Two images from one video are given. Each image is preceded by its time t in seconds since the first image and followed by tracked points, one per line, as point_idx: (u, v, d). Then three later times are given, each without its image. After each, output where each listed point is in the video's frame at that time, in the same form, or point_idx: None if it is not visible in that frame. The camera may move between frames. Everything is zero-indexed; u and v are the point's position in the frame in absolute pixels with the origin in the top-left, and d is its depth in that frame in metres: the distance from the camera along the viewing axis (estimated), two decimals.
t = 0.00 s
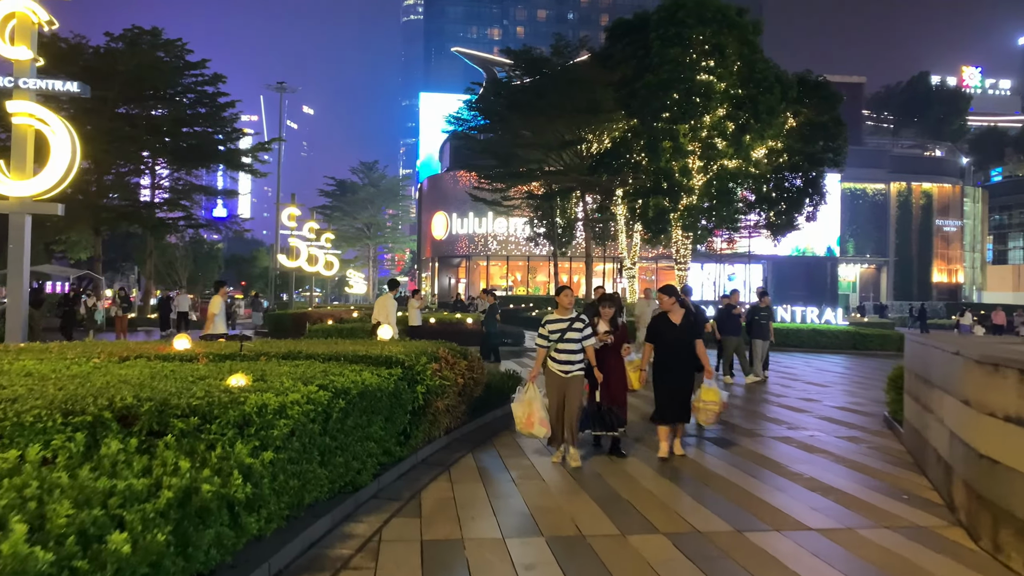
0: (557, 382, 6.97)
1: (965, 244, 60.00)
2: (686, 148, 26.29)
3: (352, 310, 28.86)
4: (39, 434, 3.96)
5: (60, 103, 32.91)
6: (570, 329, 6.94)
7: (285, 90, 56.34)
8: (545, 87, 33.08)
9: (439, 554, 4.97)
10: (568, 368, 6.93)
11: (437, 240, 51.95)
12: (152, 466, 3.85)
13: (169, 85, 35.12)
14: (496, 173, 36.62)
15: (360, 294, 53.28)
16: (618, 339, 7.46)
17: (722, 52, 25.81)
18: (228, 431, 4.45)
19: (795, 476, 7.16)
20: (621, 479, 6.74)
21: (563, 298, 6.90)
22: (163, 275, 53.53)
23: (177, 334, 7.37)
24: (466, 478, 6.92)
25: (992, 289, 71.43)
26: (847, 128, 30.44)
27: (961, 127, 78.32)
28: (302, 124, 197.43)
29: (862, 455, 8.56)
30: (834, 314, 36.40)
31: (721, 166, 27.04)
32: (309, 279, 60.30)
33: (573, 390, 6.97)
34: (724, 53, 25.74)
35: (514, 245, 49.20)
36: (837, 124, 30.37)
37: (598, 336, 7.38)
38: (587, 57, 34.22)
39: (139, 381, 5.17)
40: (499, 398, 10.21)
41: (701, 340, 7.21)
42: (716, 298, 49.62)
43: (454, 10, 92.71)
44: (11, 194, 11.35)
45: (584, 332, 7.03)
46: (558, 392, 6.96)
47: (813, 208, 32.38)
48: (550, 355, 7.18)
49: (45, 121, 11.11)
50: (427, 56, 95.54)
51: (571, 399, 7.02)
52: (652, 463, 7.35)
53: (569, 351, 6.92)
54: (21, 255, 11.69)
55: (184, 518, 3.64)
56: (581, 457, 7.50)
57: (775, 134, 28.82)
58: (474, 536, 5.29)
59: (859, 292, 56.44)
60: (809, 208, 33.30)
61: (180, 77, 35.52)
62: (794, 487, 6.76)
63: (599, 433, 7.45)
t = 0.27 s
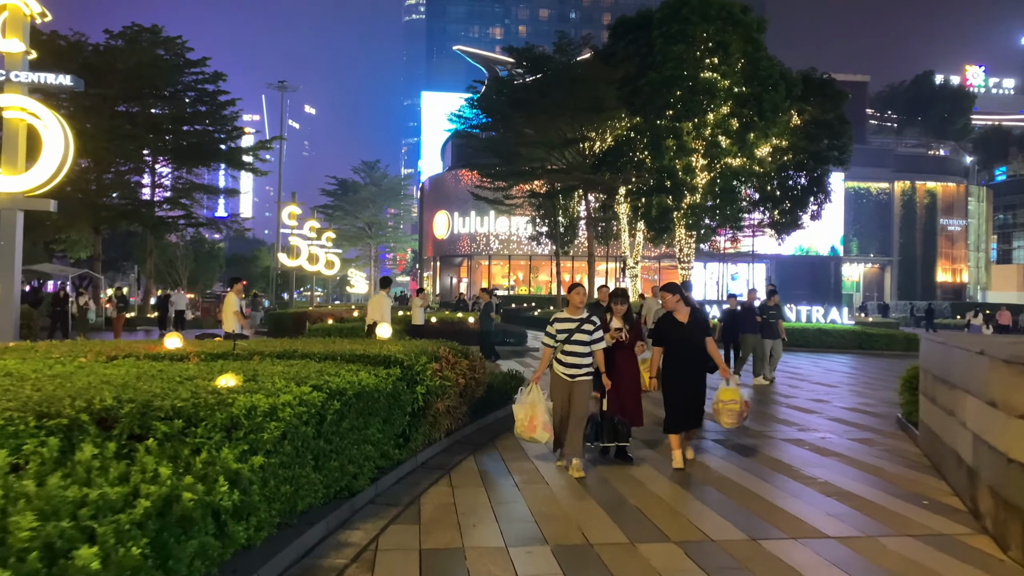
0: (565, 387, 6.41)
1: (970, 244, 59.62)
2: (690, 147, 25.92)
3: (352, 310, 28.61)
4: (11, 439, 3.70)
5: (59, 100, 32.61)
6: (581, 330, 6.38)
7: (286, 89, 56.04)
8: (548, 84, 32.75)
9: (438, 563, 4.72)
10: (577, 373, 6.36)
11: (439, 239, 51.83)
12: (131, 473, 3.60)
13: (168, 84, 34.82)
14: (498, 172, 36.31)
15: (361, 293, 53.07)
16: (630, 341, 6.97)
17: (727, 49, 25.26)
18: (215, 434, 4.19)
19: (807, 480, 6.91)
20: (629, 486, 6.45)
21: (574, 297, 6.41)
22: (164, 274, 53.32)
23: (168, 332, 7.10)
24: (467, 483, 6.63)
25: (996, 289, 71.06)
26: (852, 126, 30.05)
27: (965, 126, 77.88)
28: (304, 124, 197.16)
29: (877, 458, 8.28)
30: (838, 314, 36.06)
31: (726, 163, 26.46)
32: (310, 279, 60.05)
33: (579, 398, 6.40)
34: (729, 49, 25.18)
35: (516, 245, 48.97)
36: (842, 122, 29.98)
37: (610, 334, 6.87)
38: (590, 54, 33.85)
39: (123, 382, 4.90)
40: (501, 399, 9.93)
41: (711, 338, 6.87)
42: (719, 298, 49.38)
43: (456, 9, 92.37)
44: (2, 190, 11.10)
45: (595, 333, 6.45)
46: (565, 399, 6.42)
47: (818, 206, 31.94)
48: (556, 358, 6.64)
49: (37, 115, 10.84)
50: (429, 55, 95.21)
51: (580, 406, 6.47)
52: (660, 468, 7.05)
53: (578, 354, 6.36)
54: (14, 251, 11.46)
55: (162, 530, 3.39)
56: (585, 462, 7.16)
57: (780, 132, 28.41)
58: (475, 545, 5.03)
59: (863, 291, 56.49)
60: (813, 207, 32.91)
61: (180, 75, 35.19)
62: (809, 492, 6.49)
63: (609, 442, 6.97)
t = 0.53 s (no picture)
0: (573, 392, 6.07)
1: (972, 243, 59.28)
2: (692, 146, 25.53)
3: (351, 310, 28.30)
4: None
5: (57, 99, 32.29)
6: (593, 331, 6.06)
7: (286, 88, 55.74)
8: (549, 83, 32.41)
9: None
10: (587, 377, 6.02)
11: (438, 239, 51.38)
12: (105, 492, 3.31)
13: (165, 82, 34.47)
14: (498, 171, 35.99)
15: (361, 293, 52.81)
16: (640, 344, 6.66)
17: (729, 47, 24.87)
18: (200, 446, 3.89)
19: (824, 488, 6.61)
20: (640, 495, 6.17)
21: (587, 295, 6.10)
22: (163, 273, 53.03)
23: (158, 334, 6.80)
24: (469, 492, 6.35)
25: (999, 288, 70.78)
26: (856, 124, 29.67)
27: (967, 125, 77.54)
28: (304, 124, 197.03)
29: (894, 464, 7.98)
30: (841, 314, 35.75)
31: (728, 162, 26.07)
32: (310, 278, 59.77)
33: (591, 404, 6.06)
34: (731, 48, 24.77)
35: (516, 245, 48.71)
36: (846, 120, 29.59)
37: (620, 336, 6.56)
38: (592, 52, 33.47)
39: (103, 388, 4.60)
40: (503, 401, 9.64)
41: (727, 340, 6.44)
42: (720, 297, 49.13)
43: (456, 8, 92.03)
44: None
45: (609, 335, 6.13)
46: (573, 405, 6.08)
47: (822, 205, 31.55)
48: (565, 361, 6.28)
49: (26, 110, 10.56)
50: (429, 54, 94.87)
51: (588, 413, 6.12)
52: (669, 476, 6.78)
53: (589, 357, 6.03)
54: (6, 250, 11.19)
55: (138, 555, 3.11)
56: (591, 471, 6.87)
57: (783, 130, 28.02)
58: (477, 561, 4.76)
59: (865, 291, 56.32)
60: (817, 206, 32.56)
61: (179, 74, 34.88)
62: (827, 501, 6.20)
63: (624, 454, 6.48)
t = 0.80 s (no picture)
0: (584, 401, 5.74)
1: (971, 242, 59.02)
2: (692, 144, 25.20)
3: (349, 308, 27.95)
4: None
5: (51, 96, 32.00)
6: (606, 335, 5.74)
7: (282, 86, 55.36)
8: (548, 79, 32.11)
9: None
10: (599, 385, 5.70)
11: (436, 237, 50.74)
12: (80, 514, 3.00)
13: (161, 79, 34.15)
14: (496, 169, 35.68)
15: (358, 291, 52.47)
16: (654, 348, 6.33)
17: (730, 45, 24.58)
18: (190, 459, 3.61)
19: (843, 496, 6.35)
20: (653, 504, 5.91)
21: (597, 298, 5.75)
22: (158, 272, 52.66)
23: (147, 335, 6.46)
24: (474, 501, 6.05)
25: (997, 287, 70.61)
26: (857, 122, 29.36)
27: (965, 123, 77.34)
28: (301, 122, 196.46)
29: (911, 468, 7.72)
30: (841, 312, 35.50)
31: (728, 160, 25.75)
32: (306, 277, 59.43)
33: (602, 415, 5.75)
34: (731, 45, 24.47)
35: (514, 243, 48.45)
36: (847, 118, 29.26)
37: (632, 341, 6.26)
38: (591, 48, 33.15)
39: (83, 395, 4.28)
40: (505, 402, 9.35)
41: (753, 347, 6.12)
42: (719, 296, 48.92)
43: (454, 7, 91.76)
44: None
45: (623, 338, 5.82)
46: (586, 415, 5.73)
47: (822, 203, 31.23)
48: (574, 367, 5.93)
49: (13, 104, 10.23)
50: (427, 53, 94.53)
51: (601, 423, 5.79)
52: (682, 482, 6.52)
53: (602, 362, 5.71)
54: None
55: None
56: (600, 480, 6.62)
57: (783, 128, 27.72)
58: None
59: (863, 290, 55.96)
60: (817, 204, 32.24)
61: (174, 71, 34.68)
62: (848, 510, 5.94)
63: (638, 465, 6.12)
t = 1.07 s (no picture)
0: (595, 409, 5.37)
1: (970, 241, 58.82)
2: (692, 142, 24.92)
3: (347, 308, 27.71)
4: None
5: (46, 94, 31.75)
6: (616, 335, 5.37)
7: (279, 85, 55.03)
8: (547, 77, 31.82)
9: None
10: (610, 390, 5.35)
11: (434, 237, 50.42)
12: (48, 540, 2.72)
13: (156, 77, 33.87)
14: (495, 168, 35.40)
15: (355, 291, 52.18)
16: (667, 350, 6.01)
17: (730, 42, 24.34)
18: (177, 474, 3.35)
19: (864, 504, 6.10)
20: (669, 515, 5.66)
21: (605, 296, 5.37)
22: (155, 271, 52.32)
23: (136, 338, 6.18)
24: (480, 511, 5.77)
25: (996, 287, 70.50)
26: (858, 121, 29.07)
27: (964, 123, 77.16)
28: (299, 121, 195.96)
29: (930, 474, 7.46)
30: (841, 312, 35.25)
31: (728, 159, 25.48)
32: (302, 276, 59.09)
33: (615, 423, 5.38)
34: (731, 42, 24.22)
35: (513, 243, 48.22)
36: (848, 116, 28.98)
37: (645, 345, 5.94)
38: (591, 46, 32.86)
39: (65, 403, 4.02)
40: (508, 404, 9.07)
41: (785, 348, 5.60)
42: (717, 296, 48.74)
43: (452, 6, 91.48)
44: None
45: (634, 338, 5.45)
46: (596, 424, 5.36)
47: (823, 202, 30.96)
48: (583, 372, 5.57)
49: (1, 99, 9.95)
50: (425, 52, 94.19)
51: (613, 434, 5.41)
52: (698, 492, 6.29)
53: (612, 364, 5.36)
54: None
55: None
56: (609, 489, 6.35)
57: (784, 126, 27.46)
58: None
59: (862, 289, 55.54)
60: (818, 203, 31.95)
61: (170, 68, 34.50)
62: (871, 520, 5.68)
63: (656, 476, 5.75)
